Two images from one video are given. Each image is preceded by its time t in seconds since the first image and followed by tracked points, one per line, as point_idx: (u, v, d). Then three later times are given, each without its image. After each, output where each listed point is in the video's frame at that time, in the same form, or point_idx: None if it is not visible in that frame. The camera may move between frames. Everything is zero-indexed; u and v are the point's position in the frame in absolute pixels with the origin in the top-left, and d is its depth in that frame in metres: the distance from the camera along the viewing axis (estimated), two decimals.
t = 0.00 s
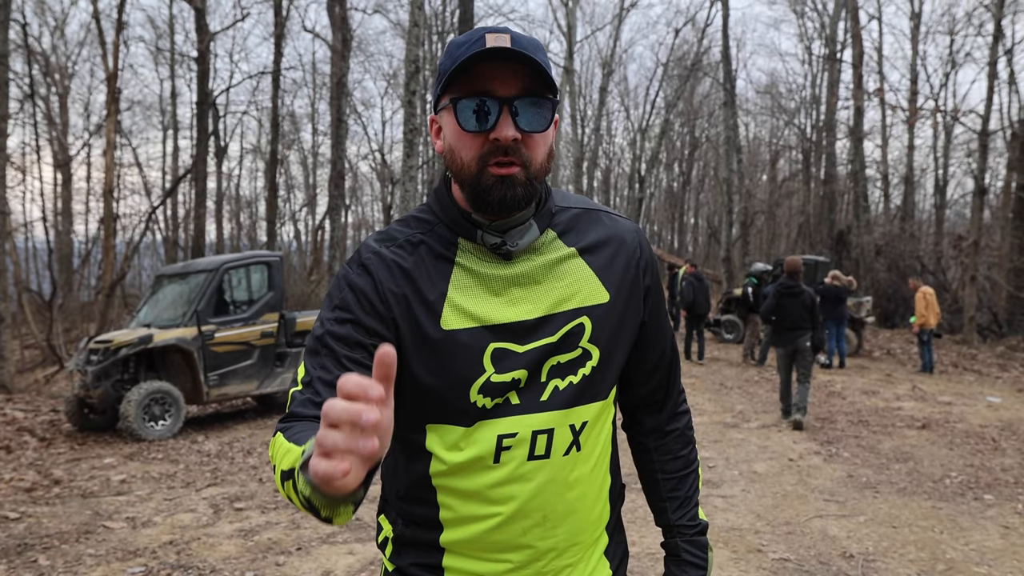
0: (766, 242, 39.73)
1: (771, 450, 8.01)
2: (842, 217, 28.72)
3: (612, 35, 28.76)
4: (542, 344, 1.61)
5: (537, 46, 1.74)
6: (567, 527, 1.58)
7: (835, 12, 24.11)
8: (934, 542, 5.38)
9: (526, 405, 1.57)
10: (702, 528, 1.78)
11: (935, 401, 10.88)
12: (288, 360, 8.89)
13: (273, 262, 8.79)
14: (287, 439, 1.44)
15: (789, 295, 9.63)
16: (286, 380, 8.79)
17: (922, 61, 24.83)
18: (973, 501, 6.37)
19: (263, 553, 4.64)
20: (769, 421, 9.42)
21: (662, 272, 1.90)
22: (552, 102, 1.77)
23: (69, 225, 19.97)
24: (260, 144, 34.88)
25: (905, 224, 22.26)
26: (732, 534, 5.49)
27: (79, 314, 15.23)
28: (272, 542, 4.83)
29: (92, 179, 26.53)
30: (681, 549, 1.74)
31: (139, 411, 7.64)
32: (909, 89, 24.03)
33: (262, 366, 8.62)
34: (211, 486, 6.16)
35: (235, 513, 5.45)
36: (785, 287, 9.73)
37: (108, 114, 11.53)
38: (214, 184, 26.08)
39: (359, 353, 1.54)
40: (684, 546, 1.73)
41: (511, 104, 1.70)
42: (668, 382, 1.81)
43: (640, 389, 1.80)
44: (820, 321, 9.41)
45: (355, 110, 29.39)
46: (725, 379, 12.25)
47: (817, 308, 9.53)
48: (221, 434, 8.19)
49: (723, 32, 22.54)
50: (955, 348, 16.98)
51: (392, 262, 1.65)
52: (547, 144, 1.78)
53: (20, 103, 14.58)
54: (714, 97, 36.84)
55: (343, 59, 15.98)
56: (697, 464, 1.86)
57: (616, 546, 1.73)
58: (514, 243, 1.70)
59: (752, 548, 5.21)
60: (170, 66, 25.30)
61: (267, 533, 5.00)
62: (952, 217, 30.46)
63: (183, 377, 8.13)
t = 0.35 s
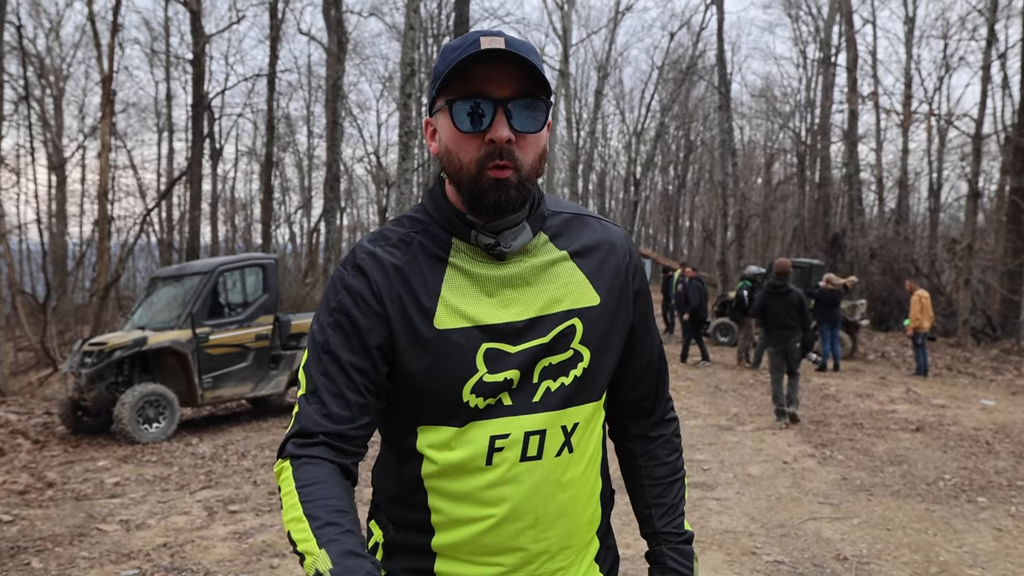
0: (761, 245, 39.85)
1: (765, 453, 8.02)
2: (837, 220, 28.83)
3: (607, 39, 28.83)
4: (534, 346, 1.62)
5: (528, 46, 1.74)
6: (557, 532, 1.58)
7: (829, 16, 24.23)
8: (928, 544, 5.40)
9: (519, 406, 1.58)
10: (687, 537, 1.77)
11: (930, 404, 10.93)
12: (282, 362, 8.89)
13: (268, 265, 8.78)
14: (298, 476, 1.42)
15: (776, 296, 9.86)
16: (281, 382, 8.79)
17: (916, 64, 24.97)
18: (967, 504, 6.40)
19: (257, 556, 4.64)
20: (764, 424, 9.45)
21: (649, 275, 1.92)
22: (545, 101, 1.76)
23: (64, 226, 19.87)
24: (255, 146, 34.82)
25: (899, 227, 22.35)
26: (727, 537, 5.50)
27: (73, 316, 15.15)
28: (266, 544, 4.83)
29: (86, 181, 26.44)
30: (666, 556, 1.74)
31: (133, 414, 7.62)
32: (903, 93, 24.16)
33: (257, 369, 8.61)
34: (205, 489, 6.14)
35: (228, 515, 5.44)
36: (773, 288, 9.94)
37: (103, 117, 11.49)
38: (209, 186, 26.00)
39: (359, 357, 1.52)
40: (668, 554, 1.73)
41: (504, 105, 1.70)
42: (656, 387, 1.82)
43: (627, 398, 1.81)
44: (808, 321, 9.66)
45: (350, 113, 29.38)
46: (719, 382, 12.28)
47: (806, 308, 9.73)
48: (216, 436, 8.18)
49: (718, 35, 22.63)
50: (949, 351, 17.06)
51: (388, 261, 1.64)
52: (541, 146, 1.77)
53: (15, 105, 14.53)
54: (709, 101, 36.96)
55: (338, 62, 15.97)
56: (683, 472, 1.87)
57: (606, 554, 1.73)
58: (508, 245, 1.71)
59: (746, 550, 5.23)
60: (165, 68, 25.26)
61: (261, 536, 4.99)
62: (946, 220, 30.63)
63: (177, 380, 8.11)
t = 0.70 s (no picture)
0: (762, 246, 39.83)
1: (766, 455, 8.03)
2: (838, 222, 28.80)
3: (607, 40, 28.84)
4: (520, 332, 1.63)
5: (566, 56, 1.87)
6: (539, 528, 1.57)
7: (830, 17, 24.24)
8: (930, 548, 5.41)
9: (500, 391, 1.58)
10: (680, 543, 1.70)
11: (932, 407, 10.93)
12: (283, 364, 8.91)
13: (269, 266, 8.80)
14: (304, 452, 1.54)
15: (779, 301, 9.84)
16: (282, 383, 8.81)
17: (918, 65, 24.96)
18: (970, 507, 6.40)
19: (257, 556, 4.64)
20: (764, 426, 9.45)
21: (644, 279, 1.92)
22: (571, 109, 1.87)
23: (67, 228, 19.88)
24: (255, 148, 34.85)
25: (901, 228, 22.32)
26: (727, 539, 5.51)
27: (76, 317, 15.17)
28: (266, 545, 4.84)
29: (89, 184, 26.46)
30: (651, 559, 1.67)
31: (135, 414, 7.64)
32: (904, 94, 24.17)
33: (258, 370, 8.63)
34: (206, 489, 6.16)
35: (229, 516, 5.46)
36: (776, 294, 9.94)
37: (105, 119, 11.51)
38: (210, 188, 26.02)
39: (349, 336, 1.61)
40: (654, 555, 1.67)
41: (535, 94, 1.77)
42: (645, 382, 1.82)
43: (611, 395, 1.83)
44: (810, 326, 9.69)
45: (351, 115, 29.45)
46: (720, 383, 12.29)
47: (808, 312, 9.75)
48: (217, 437, 8.19)
49: (719, 37, 22.64)
50: (952, 353, 17.05)
51: (380, 244, 1.70)
52: (555, 146, 1.86)
53: (18, 108, 14.54)
54: (710, 102, 36.97)
55: (339, 64, 15.99)
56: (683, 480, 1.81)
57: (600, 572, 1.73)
58: (499, 234, 1.75)
59: (747, 553, 5.23)
60: (167, 71, 25.32)
61: (261, 536, 5.01)
62: (948, 222, 30.60)
63: (178, 381, 8.13)
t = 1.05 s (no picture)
0: (765, 248, 39.78)
1: (768, 458, 8.02)
2: (841, 223, 28.76)
3: (609, 41, 28.83)
4: (527, 334, 1.65)
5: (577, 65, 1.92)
6: (534, 532, 1.58)
7: (833, 17, 24.21)
8: (935, 553, 5.41)
9: (504, 392, 1.59)
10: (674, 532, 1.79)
11: (937, 410, 10.91)
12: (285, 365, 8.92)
13: (271, 267, 8.82)
14: (283, 403, 1.53)
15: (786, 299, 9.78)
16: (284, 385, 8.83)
17: (922, 66, 24.91)
18: (976, 512, 6.39)
19: (259, 557, 4.66)
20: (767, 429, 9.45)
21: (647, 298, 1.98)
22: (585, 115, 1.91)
23: (71, 229, 19.96)
24: (258, 150, 34.92)
25: (905, 230, 22.28)
26: (730, 543, 5.51)
27: (80, 318, 15.24)
28: (268, 546, 4.85)
29: (93, 186, 26.56)
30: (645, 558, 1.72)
31: (138, 415, 7.66)
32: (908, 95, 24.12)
33: (260, 371, 8.64)
34: (208, 490, 6.18)
35: (231, 517, 5.48)
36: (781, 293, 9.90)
37: (110, 121, 11.55)
38: (213, 190, 26.08)
39: (349, 323, 1.59)
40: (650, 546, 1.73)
41: (554, 100, 1.80)
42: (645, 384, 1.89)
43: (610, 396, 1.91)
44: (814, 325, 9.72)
45: (353, 116, 29.52)
46: (722, 386, 12.29)
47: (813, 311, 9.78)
48: (219, 438, 8.21)
49: (721, 38, 22.63)
50: (957, 356, 17.03)
51: (388, 235, 1.71)
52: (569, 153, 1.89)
53: (24, 111, 14.61)
54: (712, 103, 36.94)
55: (341, 66, 16.01)
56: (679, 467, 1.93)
57: None
58: (510, 233, 1.77)
59: (750, 557, 5.23)
60: (171, 73, 25.40)
61: (263, 537, 5.02)
62: (952, 224, 30.52)
63: (181, 382, 8.14)
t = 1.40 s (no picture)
0: (771, 249, 39.64)
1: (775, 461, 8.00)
2: (849, 224, 28.64)
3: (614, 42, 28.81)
4: (547, 344, 1.67)
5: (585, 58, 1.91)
6: (551, 543, 1.59)
7: (841, 17, 24.12)
8: (946, 559, 5.38)
9: (525, 403, 1.61)
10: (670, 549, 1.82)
11: (947, 413, 10.85)
12: (290, 366, 8.97)
13: (276, 268, 8.86)
14: (317, 426, 1.47)
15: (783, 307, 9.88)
16: (289, 385, 8.87)
17: (931, 65, 24.77)
18: (987, 517, 6.36)
19: (264, 558, 4.68)
20: (774, 432, 9.42)
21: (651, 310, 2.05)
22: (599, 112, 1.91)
23: (79, 231, 20.09)
24: (264, 152, 35.06)
25: (914, 231, 22.16)
26: (737, 547, 5.50)
27: (88, 319, 15.34)
28: (273, 547, 4.88)
29: (101, 187, 26.73)
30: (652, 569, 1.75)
31: (145, 415, 7.71)
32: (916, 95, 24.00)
33: (265, 372, 8.68)
34: (214, 490, 6.21)
35: (237, 517, 5.50)
36: (780, 300, 9.99)
37: (118, 124, 11.64)
38: (220, 191, 26.21)
39: (371, 326, 1.56)
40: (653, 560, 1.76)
41: (563, 104, 1.80)
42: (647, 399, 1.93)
43: (613, 408, 1.94)
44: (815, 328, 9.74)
45: (359, 118, 29.60)
46: (728, 388, 12.27)
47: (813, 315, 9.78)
48: (225, 438, 8.25)
49: (727, 38, 22.59)
50: (967, 358, 16.93)
51: (405, 238, 1.70)
52: (583, 154, 1.90)
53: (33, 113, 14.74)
54: (718, 103, 36.85)
55: (346, 68, 16.06)
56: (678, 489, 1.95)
57: None
58: (529, 243, 1.80)
59: (757, 562, 5.22)
60: (178, 76, 25.55)
61: (269, 538, 5.04)
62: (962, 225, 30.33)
63: (188, 382, 8.19)
